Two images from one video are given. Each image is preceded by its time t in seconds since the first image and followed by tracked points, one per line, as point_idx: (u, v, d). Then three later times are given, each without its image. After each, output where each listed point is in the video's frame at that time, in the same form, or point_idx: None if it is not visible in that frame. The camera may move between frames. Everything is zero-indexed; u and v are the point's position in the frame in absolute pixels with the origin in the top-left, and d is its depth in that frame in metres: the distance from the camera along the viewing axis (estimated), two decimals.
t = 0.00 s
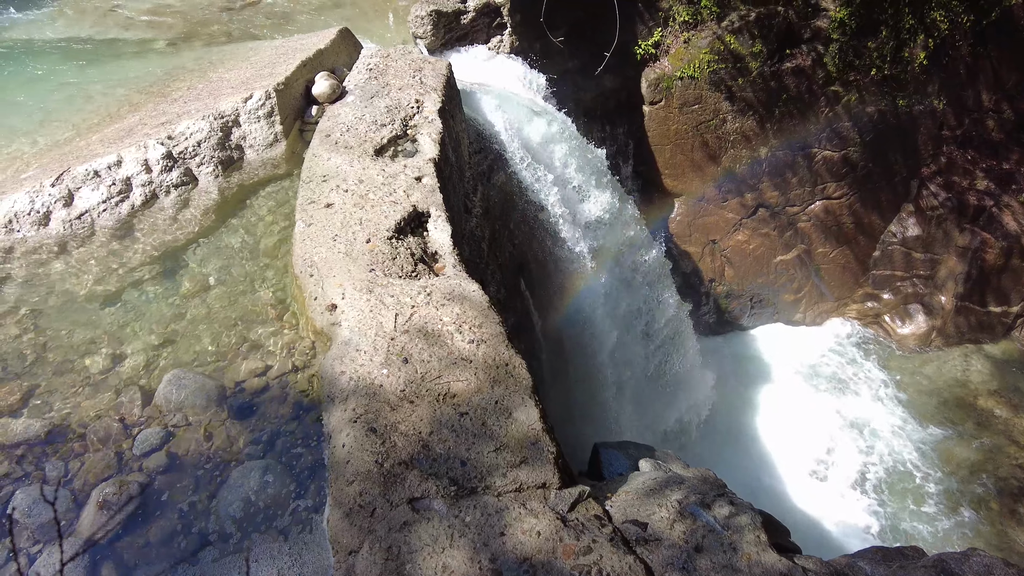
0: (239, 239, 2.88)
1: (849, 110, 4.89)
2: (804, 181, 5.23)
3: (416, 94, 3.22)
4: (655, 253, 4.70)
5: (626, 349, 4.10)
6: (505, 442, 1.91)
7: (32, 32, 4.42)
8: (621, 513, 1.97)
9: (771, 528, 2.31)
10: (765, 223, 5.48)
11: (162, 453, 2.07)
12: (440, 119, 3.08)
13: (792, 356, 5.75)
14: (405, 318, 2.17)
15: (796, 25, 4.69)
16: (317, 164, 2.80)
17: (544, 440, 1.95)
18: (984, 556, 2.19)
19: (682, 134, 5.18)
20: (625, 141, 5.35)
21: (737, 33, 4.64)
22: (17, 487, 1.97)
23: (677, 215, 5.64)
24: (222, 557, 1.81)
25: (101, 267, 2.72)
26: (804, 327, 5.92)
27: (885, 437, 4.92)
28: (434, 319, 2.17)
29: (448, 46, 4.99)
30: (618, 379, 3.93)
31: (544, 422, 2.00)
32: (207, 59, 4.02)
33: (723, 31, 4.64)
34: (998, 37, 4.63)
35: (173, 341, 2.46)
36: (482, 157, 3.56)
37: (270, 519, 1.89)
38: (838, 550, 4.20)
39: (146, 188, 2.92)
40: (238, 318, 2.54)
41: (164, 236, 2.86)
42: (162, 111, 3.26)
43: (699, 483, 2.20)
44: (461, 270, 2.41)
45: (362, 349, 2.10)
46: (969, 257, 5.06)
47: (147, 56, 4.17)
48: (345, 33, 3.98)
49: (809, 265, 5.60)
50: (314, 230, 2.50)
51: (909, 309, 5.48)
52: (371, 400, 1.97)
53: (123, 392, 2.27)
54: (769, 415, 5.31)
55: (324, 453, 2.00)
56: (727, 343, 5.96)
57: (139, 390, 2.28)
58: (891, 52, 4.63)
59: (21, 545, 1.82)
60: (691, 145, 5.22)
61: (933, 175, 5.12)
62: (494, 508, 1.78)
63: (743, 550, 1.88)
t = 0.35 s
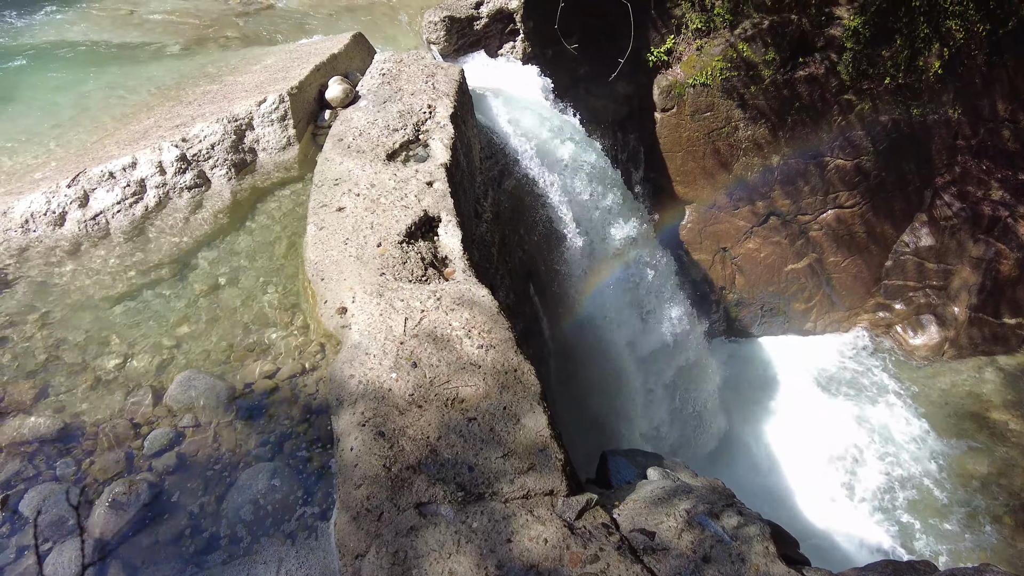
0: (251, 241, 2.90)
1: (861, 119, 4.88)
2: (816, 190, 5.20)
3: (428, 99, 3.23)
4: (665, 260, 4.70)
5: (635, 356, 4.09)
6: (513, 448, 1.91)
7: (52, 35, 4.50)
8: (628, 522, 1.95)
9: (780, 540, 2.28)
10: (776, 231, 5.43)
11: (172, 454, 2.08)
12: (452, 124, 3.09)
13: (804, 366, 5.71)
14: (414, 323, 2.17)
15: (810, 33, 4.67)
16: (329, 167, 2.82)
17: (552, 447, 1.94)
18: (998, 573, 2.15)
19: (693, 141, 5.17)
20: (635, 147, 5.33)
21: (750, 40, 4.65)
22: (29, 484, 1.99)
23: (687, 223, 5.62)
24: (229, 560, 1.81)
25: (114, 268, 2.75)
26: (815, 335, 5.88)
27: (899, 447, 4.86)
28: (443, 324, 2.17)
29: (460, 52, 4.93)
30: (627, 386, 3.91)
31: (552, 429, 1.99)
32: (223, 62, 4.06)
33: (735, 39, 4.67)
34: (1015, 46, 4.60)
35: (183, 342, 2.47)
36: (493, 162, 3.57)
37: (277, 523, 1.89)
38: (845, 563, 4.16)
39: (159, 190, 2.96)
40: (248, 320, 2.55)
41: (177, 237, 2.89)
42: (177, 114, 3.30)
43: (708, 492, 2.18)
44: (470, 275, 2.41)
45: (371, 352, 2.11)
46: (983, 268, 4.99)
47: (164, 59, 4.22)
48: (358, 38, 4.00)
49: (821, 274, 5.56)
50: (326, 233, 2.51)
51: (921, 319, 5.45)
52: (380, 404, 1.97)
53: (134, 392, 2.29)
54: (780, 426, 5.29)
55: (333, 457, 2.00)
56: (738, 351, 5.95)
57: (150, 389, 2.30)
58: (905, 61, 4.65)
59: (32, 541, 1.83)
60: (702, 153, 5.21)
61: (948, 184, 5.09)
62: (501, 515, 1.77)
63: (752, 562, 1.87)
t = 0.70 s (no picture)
0: (262, 244, 2.92)
1: (874, 128, 4.86)
2: (828, 199, 5.18)
3: (440, 105, 3.24)
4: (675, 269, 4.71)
5: (645, 363, 4.08)
6: (522, 455, 1.90)
7: (70, 37, 4.56)
8: (636, 531, 1.93)
9: (790, 552, 2.26)
10: (787, 239, 5.41)
11: (181, 455, 2.09)
12: (463, 130, 3.10)
13: (815, 375, 5.65)
14: (424, 327, 2.17)
15: (823, 41, 4.61)
16: (341, 172, 2.84)
17: (561, 454, 1.93)
18: None
19: (704, 148, 5.18)
20: (647, 154, 5.36)
21: (763, 48, 4.64)
22: (41, 482, 2.01)
23: (698, 230, 5.61)
24: (236, 563, 1.81)
25: (127, 269, 2.77)
26: (826, 346, 5.83)
27: (910, 460, 4.80)
28: (453, 329, 2.18)
29: (473, 58, 5.04)
30: (637, 393, 3.90)
31: (560, 436, 1.99)
32: (237, 66, 4.09)
33: (748, 47, 4.66)
34: None
35: (194, 344, 2.49)
36: (503, 167, 3.58)
37: (285, 526, 1.89)
38: None
39: (172, 192, 2.98)
40: (259, 322, 2.57)
41: (190, 239, 2.91)
42: (191, 117, 3.33)
43: (716, 502, 2.16)
44: (480, 280, 2.41)
45: (381, 356, 2.11)
46: (998, 279, 4.98)
47: (179, 62, 4.27)
48: (372, 43, 4.03)
49: (832, 283, 5.52)
50: (337, 237, 2.53)
51: (933, 331, 5.38)
52: (389, 408, 1.97)
53: (144, 392, 2.30)
54: (789, 433, 5.24)
55: (341, 461, 2.00)
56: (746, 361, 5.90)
57: (161, 390, 2.31)
58: (919, 70, 4.59)
59: (43, 540, 1.85)
60: (713, 160, 5.23)
61: (961, 195, 5.07)
62: (509, 522, 1.76)
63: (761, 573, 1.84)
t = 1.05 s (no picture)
0: (273, 247, 2.93)
1: (886, 137, 4.85)
2: (840, 208, 5.18)
3: (452, 111, 3.25)
4: (685, 277, 4.71)
5: (653, 371, 4.07)
6: (528, 461, 1.90)
7: (87, 41, 4.62)
8: (642, 540, 1.92)
9: (799, 564, 2.24)
10: (798, 248, 5.41)
11: (190, 457, 2.10)
12: (474, 136, 3.11)
13: (827, 384, 5.60)
14: (432, 332, 2.17)
15: (835, 50, 4.61)
16: (352, 176, 2.85)
17: (568, 461, 1.93)
18: None
19: (715, 156, 5.18)
20: (657, 162, 5.35)
21: (775, 56, 4.63)
22: (51, 481, 2.02)
23: (708, 238, 5.61)
24: (242, 566, 1.81)
25: (139, 270, 2.80)
26: (836, 355, 5.80)
27: (921, 472, 4.75)
28: (461, 334, 2.18)
29: (485, 63, 4.84)
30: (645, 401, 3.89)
31: (567, 443, 1.98)
32: (250, 70, 4.13)
33: (760, 55, 4.65)
34: None
35: (204, 346, 2.50)
36: (513, 173, 3.59)
37: (292, 530, 1.89)
38: None
39: (185, 195, 3.01)
40: (268, 325, 2.58)
41: (201, 241, 2.94)
42: (204, 120, 3.36)
43: (724, 512, 2.15)
44: (489, 285, 2.42)
45: (389, 360, 2.11)
46: (1012, 291, 4.90)
47: (193, 66, 4.31)
48: (384, 48, 4.05)
49: (843, 292, 5.51)
50: (348, 240, 2.54)
51: (945, 341, 5.34)
52: (396, 412, 1.97)
53: (154, 393, 2.32)
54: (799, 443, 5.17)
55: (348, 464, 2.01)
56: (758, 369, 5.85)
57: (171, 391, 2.32)
58: (933, 79, 4.60)
59: (52, 539, 1.86)
60: (725, 168, 5.22)
61: (974, 205, 5.02)
62: (514, 528, 1.76)
63: None
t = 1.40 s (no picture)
0: (284, 251, 2.95)
1: (898, 146, 4.83)
2: (850, 217, 5.15)
3: (462, 117, 3.26)
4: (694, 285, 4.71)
5: (664, 378, 4.04)
6: (536, 469, 1.89)
7: (103, 45, 4.68)
8: (649, 549, 1.91)
9: None
10: (808, 256, 5.39)
11: (198, 459, 2.11)
12: (484, 142, 3.12)
13: (838, 393, 5.56)
14: (441, 338, 2.18)
15: (847, 58, 4.59)
16: (363, 181, 2.87)
17: (575, 469, 1.92)
18: None
19: (725, 163, 5.21)
20: (667, 169, 5.43)
21: (787, 65, 4.62)
22: (61, 481, 2.03)
23: (718, 245, 5.67)
24: (248, 569, 1.82)
25: (151, 272, 2.82)
26: (845, 365, 5.74)
27: (931, 482, 4.71)
28: (469, 340, 2.18)
29: (496, 70, 4.82)
30: (653, 406, 3.86)
31: (575, 450, 1.97)
32: (263, 75, 4.17)
33: (771, 63, 4.64)
34: None
35: (214, 349, 2.51)
36: (523, 179, 3.59)
37: (298, 534, 1.89)
38: None
39: (197, 198, 3.03)
40: (278, 328, 2.59)
41: (213, 244, 2.96)
42: (217, 124, 3.39)
43: (732, 522, 2.13)
44: (497, 291, 2.42)
45: (397, 366, 2.12)
46: None
47: (207, 70, 4.35)
48: (396, 54, 4.08)
49: (853, 301, 5.47)
50: (359, 245, 2.55)
51: (957, 352, 5.29)
52: (404, 417, 1.97)
53: (163, 395, 2.33)
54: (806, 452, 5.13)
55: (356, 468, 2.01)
56: (768, 378, 5.81)
57: (180, 393, 2.33)
58: (946, 88, 4.59)
59: (61, 539, 1.87)
60: (735, 176, 5.25)
61: (987, 215, 4.99)
62: (521, 536, 1.75)
63: None
